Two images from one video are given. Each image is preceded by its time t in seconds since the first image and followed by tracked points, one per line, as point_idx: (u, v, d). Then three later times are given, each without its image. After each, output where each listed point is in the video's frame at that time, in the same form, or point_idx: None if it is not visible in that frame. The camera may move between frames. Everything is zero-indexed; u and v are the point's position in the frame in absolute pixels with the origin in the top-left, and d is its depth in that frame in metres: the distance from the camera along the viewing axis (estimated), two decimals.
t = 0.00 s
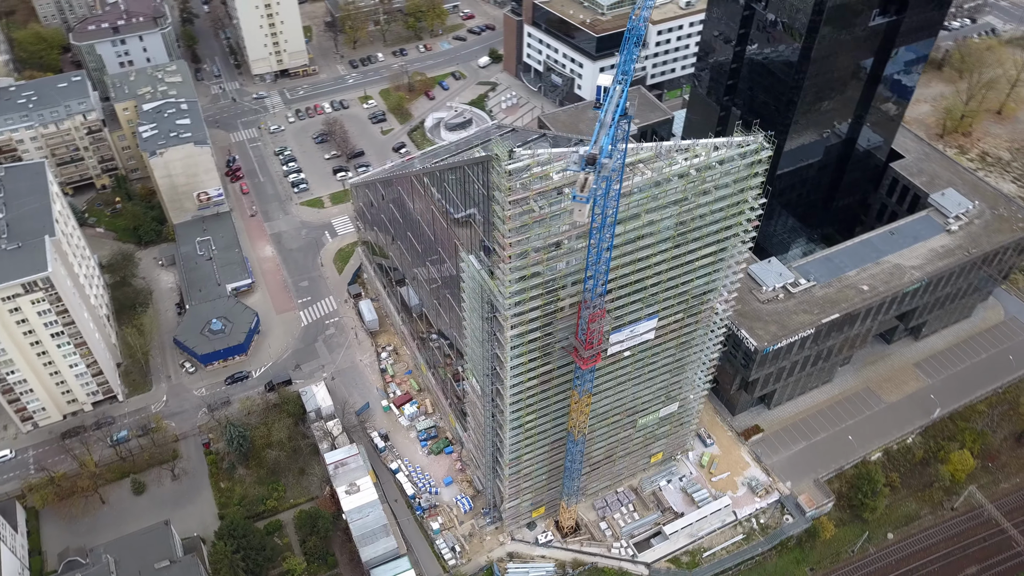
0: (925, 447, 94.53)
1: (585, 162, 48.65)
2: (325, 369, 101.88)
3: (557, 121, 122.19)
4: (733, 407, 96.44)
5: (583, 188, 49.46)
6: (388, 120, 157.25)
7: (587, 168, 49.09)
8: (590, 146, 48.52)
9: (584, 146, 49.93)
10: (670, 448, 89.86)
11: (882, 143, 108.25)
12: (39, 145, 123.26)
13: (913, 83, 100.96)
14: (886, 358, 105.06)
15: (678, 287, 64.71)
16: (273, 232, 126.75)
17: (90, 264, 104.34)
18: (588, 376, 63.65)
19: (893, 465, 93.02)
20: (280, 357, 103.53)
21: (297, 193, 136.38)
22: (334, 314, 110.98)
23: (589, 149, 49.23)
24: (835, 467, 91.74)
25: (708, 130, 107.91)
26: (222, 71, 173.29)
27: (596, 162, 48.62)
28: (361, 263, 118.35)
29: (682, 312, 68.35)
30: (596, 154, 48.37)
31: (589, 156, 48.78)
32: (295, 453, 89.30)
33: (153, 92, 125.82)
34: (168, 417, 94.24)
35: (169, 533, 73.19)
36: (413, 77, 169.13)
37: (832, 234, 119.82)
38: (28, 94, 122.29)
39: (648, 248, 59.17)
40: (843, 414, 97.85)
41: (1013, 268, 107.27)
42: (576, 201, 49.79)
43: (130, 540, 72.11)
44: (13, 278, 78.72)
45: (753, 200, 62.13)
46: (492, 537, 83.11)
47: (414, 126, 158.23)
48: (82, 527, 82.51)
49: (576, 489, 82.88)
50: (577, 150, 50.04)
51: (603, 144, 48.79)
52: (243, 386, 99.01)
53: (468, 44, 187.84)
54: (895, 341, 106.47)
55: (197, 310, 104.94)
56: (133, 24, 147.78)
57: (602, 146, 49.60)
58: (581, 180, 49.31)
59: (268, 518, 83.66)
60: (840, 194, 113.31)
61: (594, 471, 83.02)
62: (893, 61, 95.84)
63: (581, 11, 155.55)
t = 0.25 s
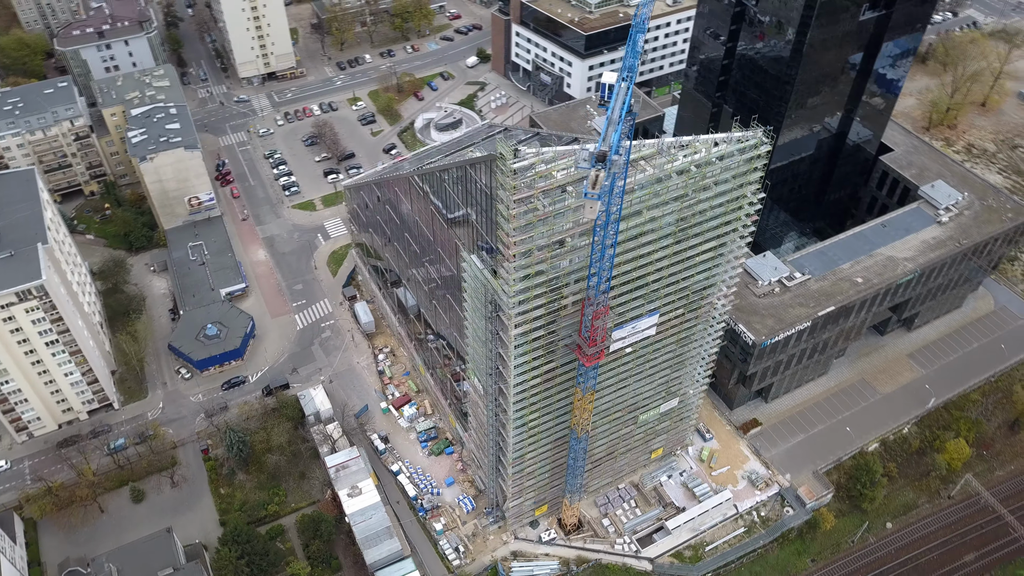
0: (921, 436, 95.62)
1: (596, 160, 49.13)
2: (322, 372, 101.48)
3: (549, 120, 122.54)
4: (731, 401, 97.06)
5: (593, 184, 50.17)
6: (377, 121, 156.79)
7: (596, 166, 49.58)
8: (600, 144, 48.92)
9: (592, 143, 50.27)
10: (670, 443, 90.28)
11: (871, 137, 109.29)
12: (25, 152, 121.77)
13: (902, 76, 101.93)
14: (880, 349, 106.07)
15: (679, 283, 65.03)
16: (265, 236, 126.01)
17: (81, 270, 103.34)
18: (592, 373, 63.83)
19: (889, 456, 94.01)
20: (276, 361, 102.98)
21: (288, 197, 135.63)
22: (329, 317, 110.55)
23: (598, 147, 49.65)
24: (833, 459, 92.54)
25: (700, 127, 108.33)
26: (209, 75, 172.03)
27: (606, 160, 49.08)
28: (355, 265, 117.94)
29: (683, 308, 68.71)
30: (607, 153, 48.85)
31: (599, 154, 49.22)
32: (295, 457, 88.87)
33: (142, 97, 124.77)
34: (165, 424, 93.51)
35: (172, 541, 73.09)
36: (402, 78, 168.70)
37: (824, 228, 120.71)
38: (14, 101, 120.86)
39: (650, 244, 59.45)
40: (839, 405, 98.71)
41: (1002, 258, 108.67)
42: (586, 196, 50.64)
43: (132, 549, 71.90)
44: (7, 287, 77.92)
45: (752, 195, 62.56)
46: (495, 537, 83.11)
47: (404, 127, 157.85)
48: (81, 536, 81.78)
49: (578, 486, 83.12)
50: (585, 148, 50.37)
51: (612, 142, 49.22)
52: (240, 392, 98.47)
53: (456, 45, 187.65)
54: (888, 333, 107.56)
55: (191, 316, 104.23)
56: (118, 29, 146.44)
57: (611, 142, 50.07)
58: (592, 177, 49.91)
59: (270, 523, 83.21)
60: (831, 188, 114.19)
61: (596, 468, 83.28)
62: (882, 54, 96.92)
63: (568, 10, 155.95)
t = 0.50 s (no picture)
0: (916, 426, 96.69)
1: (605, 158, 49.29)
2: (319, 376, 101.03)
3: (540, 119, 122.30)
4: (728, 395, 97.63)
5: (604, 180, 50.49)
6: (366, 123, 156.28)
7: (605, 163, 49.73)
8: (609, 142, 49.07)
9: (598, 141, 50.37)
10: (669, 439, 90.64)
11: (860, 131, 110.26)
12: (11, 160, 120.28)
13: (890, 70, 102.92)
14: (873, 341, 107.09)
15: (679, 279, 65.36)
16: (257, 240, 125.25)
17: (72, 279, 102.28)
18: (594, 370, 64.00)
19: (886, 446, 95.00)
20: (272, 365, 102.44)
21: (279, 200, 134.89)
22: (324, 320, 110.08)
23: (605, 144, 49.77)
24: (830, 450, 93.34)
25: (691, 124, 108.80)
26: (195, 79, 170.68)
27: (614, 157, 49.24)
28: (349, 268, 117.52)
29: (682, 303, 69.06)
30: (615, 150, 49.01)
31: (607, 152, 49.40)
32: (294, 461, 88.50)
33: (129, 102, 123.61)
34: (162, 432, 92.78)
35: (174, 549, 72.53)
36: (389, 79, 168.25)
37: (815, 222, 121.56)
38: None
39: (650, 241, 59.71)
40: (835, 397, 99.56)
41: (990, 248, 110.13)
42: (597, 194, 50.92)
43: (134, 558, 71.32)
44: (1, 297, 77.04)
45: (750, 190, 63.00)
46: (498, 536, 83.10)
47: (393, 128, 157.47)
48: (80, 547, 81.00)
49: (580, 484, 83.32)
50: (592, 146, 50.50)
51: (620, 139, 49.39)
52: (237, 397, 97.86)
53: (442, 45, 187.41)
54: (881, 324, 108.61)
55: (185, 322, 103.43)
56: (102, 34, 145.00)
57: (618, 138, 50.31)
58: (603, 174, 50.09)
59: (271, 528, 82.79)
60: (822, 182, 115.03)
61: (597, 465, 83.50)
62: (870, 48, 97.91)
63: (556, 9, 156.27)
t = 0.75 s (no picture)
0: (910, 416, 97.74)
1: (613, 156, 49.13)
2: (316, 380, 100.59)
3: (530, 118, 122.66)
4: (725, 390, 98.16)
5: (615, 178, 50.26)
6: (355, 125, 155.68)
7: (614, 161, 49.48)
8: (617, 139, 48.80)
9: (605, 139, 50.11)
10: (668, 434, 90.99)
11: (848, 126, 111.26)
12: None
13: (877, 64, 103.98)
14: (866, 333, 108.07)
15: (679, 275, 65.67)
16: (248, 245, 124.48)
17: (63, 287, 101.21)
18: (596, 368, 64.18)
19: (881, 437, 95.98)
20: (268, 370, 101.87)
21: (269, 204, 134.12)
22: (319, 323, 109.62)
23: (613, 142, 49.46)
24: (827, 442, 94.15)
25: (682, 122, 109.34)
26: (180, 83, 169.24)
27: (622, 154, 49.07)
28: (342, 271, 117.08)
29: (681, 299, 69.42)
30: (622, 147, 48.79)
31: (615, 149, 49.19)
32: (294, 466, 88.09)
33: (116, 108, 122.35)
34: (158, 439, 92.06)
35: (176, 557, 71.99)
36: (376, 81, 167.81)
37: (805, 216, 122.40)
38: None
39: (651, 238, 59.96)
40: (830, 390, 100.42)
41: (978, 239, 111.57)
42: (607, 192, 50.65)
43: (135, 567, 70.72)
44: None
45: (748, 186, 63.43)
46: (500, 536, 83.12)
47: (382, 129, 157.03)
48: (79, 557, 80.23)
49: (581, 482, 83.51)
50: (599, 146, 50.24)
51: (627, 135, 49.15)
52: (233, 403, 97.24)
53: (428, 46, 187.14)
54: (873, 316, 109.62)
55: (178, 328, 102.61)
56: (86, 39, 143.41)
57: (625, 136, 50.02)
58: (613, 171, 49.82)
59: (272, 533, 82.43)
60: (812, 176, 115.90)
61: (598, 462, 83.72)
62: (859, 43, 98.82)
63: (543, 7, 156.57)
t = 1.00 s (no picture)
0: (905, 407, 98.78)
1: (622, 154, 49.17)
2: (313, 383, 100.16)
3: (522, 117, 122.91)
4: (722, 385, 98.70)
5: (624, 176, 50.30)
6: (345, 128, 155.06)
7: (623, 159, 49.56)
8: (625, 137, 48.85)
9: (612, 137, 50.05)
10: (667, 430, 91.35)
11: (838, 120, 112.14)
12: None
13: (865, 60, 104.96)
14: (860, 326, 109.02)
15: (679, 271, 66.00)
16: (241, 249, 123.75)
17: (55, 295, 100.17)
18: (599, 366, 64.37)
19: (877, 428, 96.95)
20: (264, 375, 101.34)
21: (260, 208, 133.37)
22: (314, 327, 109.14)
23: (621, 140, 49.43)
24: (824, 435, 94.92)
25: (674, 120, 110.68)
26: (166, 88, 167.73)
27: (631, 152, 49.14)
28: (336, 273, 116.65)
29: (681, 295, 69.76)
30: (631, 145, 48.85)
31: (623, 147, 49.19)
32: (294, 470, 87.67)
33: (103, 113, 121.16)
34: (156, 447, 91.37)
35: (178, 565, 71.50)
36: (365, 83, 167.33)
37: (796, 211, 123.30)
38: None
39: (652, 235, 60.20)
40: (826, 382, 101.25)
41: (967, 231, 112.93)
42: (615, 190, 50.60)
43: None
44: None
45: (746, 181, 63.85)
46: (503, 535, 83.16)
47: (372, 131, 156.55)
48: (79, 567, 79.48)
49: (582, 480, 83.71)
50: (606, 144, 50.17)
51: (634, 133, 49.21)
52: (230, 409, 96.66)
53: (416, 47, 186.74)
54: (866, 309, 110.61)
55: (173, 335, 101.84)
56: (70, 45, 141.90)
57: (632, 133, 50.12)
58: (622, 169, 49.86)
59: (274, 539, 82.03)
60: (803, 171, 116.82)
61: (599, 460, 83.94)
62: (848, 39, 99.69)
63: (530, 7, 156.77)
